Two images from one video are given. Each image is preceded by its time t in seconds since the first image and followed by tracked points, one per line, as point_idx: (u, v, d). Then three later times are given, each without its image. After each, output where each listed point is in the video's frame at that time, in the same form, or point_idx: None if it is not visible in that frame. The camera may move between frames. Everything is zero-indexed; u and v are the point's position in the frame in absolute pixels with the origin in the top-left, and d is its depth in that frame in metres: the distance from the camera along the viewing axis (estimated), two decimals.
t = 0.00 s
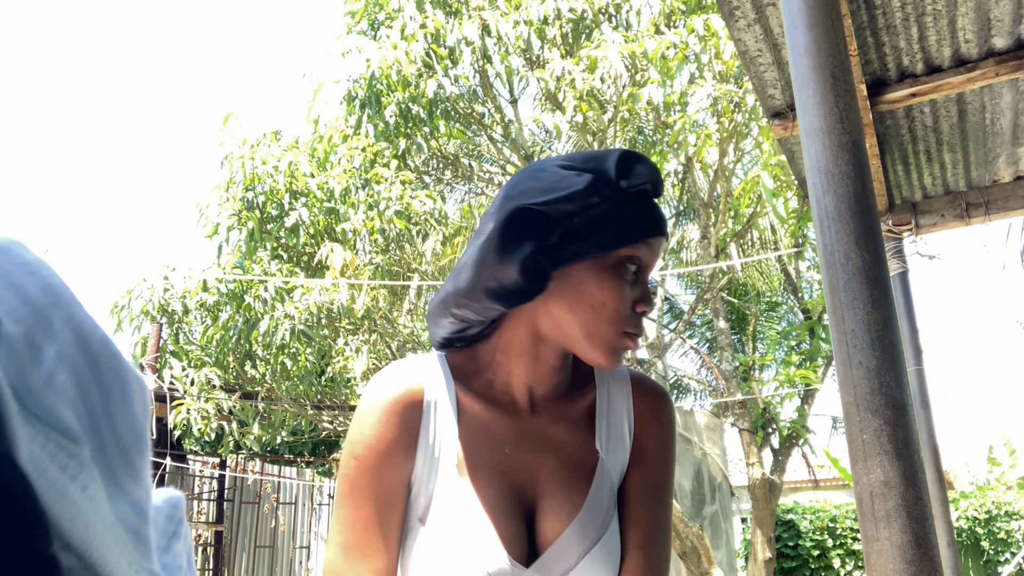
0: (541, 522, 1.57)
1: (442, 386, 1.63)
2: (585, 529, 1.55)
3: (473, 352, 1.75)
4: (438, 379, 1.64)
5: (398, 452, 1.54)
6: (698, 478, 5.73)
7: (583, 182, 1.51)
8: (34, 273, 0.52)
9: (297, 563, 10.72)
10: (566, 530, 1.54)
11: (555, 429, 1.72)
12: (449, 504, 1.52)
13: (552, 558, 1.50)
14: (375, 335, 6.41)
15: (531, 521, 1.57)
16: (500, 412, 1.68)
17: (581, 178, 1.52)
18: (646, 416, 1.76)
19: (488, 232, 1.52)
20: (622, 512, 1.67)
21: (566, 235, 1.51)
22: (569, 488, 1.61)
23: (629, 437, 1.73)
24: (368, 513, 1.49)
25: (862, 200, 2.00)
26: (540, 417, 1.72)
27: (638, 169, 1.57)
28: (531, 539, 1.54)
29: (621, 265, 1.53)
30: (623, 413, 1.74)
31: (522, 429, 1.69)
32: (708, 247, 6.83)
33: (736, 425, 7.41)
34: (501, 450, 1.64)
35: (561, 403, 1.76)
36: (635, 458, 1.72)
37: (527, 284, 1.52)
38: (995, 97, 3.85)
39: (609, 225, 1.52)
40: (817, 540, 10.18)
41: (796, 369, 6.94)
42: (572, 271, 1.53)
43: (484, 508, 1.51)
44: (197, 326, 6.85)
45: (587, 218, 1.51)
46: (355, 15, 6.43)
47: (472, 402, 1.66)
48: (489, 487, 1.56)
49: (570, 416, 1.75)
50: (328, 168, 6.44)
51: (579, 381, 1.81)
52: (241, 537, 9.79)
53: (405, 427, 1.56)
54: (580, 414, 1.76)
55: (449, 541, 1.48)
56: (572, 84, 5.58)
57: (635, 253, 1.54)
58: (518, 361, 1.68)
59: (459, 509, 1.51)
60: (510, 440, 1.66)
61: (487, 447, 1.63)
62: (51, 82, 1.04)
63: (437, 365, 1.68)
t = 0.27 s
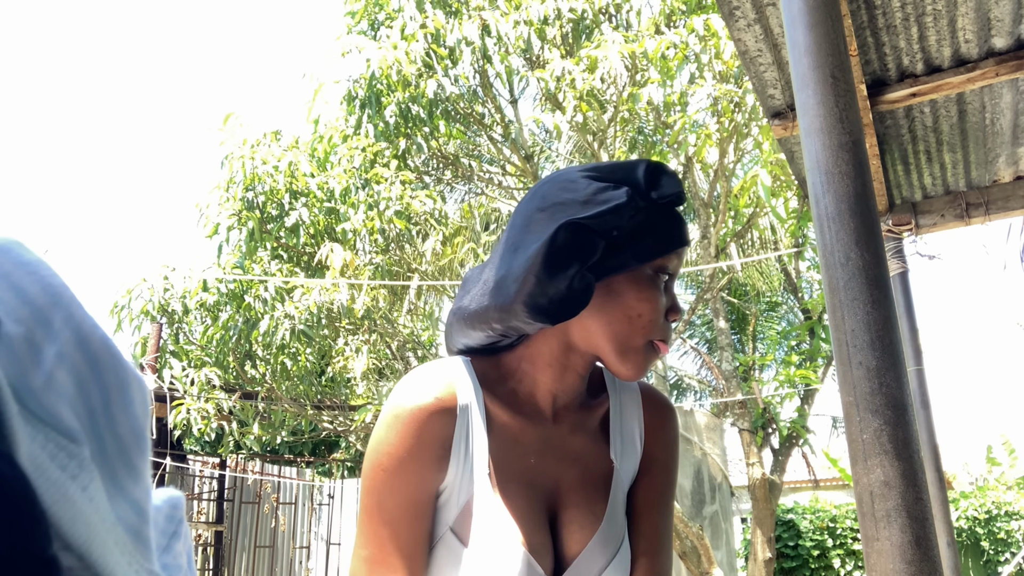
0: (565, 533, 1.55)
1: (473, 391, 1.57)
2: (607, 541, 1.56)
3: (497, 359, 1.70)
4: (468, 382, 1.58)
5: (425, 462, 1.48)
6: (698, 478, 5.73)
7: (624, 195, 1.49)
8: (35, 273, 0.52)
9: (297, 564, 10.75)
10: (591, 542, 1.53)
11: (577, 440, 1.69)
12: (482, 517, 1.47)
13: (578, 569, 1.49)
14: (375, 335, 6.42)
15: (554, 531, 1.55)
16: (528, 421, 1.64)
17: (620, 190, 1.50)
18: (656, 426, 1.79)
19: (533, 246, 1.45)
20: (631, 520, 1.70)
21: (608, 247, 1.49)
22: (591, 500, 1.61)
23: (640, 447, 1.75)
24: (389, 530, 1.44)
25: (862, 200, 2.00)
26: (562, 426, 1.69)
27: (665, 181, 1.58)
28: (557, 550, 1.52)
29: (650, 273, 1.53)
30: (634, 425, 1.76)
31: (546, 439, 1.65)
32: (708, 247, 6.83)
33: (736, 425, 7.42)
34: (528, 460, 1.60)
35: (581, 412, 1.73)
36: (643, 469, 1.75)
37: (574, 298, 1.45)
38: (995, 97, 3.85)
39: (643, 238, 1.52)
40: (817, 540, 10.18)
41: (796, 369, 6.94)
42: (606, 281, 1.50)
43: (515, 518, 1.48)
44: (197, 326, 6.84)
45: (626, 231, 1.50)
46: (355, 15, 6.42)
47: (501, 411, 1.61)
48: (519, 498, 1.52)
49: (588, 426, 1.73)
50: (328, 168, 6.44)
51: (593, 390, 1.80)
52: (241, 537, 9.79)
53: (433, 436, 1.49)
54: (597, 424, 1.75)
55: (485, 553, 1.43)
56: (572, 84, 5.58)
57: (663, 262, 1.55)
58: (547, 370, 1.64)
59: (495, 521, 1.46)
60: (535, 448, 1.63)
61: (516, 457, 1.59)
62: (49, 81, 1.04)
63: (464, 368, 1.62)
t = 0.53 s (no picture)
0: (553, 533, 1.55)
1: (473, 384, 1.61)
2: (597, 545, 1.54)
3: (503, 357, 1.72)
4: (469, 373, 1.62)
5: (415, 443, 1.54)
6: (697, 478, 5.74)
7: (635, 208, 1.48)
8: (35, 273, 0.52)
9: (297, 564, 10.75)
10: (579, 544, 1.53)
11: (574, 443, 1.70)
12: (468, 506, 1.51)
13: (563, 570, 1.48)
14: (375, 334, 6.43)
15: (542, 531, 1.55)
16: (525, 421, 1.67)
17: (633, 203, 1.50)
18: (663, 435, 1.77)
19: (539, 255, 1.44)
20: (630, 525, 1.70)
21: (617, 259, 1.49)
22: (584, 504, 1.60)
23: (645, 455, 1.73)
24: (377, 503, 1.51)
25: (862, 200, 2.00)
26: (560, 429, 1.71)
27: (682, 194, 1.57)
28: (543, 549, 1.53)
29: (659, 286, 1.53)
30: (640, 432, 1.74)
31: (542, 440, 1.67)
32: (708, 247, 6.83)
33: (736, 425, 7.43)
34: (521, 459, 1.62)
35: (582, 418, 1.75)
36: (647, 478, 1.74)
37: (577, 307, 1.43)
38: (995, 97, 3.85)
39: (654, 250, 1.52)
40: (817, 540, 10.18)
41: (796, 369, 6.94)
42: (616, 292, 1.50)
43: (507, 517, 1.50)
44: (197, 326, 6.84)
45: (636, 243, 1.49)
46: (355, 16, 6.41)
47: (498, 409, 1.65)
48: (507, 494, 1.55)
49: (588, 431, 1.74)
50: (328, 168, 6.45)
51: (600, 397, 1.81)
52: (241, 537, 9.78)
53: (425, 420, 1.55)
54: (598, 430, 1.76)
55: (464, 543, 1.47)
56: (572, 84, 5.58)
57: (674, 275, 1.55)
58: (549, 373, 1.66)
59: (479, 514, 1.49)
60: (530, 449, 1.65)
61: (508, 454, 1.61)
62: (49, 81, 1.04)
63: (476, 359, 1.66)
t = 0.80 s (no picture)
0: (552, 527, 1.55)
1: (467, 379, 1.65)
2: (596, 543, 1.54)
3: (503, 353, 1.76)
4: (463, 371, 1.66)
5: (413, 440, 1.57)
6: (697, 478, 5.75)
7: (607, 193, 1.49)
8: (35, 273, 0.52)
9: (297, 564, 10.76)
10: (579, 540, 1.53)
11: (573, 438, 1.71)
12: (462, 496, 1.53)
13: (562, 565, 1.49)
14: (375, 334, 6.43)
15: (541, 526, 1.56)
16: (522, 413, 1.69)
17: (608, 185, 1.52)
18: (670, 441, 1.77)
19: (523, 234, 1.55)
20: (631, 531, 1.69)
21: (592, 243, 1.50)
22: (584, 501, 1.60)
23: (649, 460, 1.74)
24: (382, 501, 1.54)
25: (863, 200, 2.00)
26: (559, 424, 1.72)
27: (669, 180, 1.56)
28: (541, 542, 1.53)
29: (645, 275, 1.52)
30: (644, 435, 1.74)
31: (539, 433, 1.68)
32: (708, 247, 6.83)
33: (736, 425, 7.44)
34: (520, 451, 1.63)
35: (583, 414, 1.76)
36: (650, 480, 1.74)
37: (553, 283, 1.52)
38: (995, 97, 3.85)
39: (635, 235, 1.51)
40: (817, 540, 10.18)
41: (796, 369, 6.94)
42: (599, 282, 1.51)
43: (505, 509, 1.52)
44: (197, 326, 6.84)
45: (614, 226, 1.50)
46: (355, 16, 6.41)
47: (495, 400, 1.67)
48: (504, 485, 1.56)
49: (589, 428, 1.74)
50: (328, 168, 6.45)
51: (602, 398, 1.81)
52: (241, 537, 9.78)
53: (421, 416, 1.58)
54: (599, 427, 1.76)
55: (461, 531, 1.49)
56: (572, 84, 5.59)
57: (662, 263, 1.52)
58: (543, 365, 1.67)
59: (474, 505, 1.52)
60: (528, 443, 1.66)
61: (506, 445, 1.63)
62: (49, 80, 1.04)
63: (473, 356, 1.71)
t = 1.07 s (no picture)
0: (540, 525, 1.55)
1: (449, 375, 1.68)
2: (586, 543, 1.53)
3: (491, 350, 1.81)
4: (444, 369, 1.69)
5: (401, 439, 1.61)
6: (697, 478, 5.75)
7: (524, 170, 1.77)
8: (36, 273, 0.52)
9: (297, 564, 10.77)
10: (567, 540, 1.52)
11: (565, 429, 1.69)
12: (445, 492, 1.54)
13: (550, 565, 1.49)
14: (375, 335, 6.44)
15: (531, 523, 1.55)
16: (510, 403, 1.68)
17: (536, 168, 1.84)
18: (671, 440, 1.76)
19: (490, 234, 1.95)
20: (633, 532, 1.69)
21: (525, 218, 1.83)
22: (574, 498, 1.59)
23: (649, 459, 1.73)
24: (378, 501, 1.58)
25: (863, 200, 2.00)
26: (549, 413, 1.70)
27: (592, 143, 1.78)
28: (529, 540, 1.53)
29: (568, 228, 1.65)
30: (644, 433, 1.74)
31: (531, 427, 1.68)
32: (708, 247, 6.83)
33: (736, 425, 7.45)
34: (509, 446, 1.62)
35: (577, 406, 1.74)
36: (652, 479, 1.73)
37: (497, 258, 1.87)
38: (995, 97, 3.85)
39: (554, 200, 1.70)
40: (817, 540, 10.19)
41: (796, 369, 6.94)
42: (531, 253, 1.68)
43: (488, 505, 1.52)
44: (197, 326, 6.84)
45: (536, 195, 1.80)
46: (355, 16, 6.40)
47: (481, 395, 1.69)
48: (487, 481, 1.56)
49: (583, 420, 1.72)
50: (328, 168, 6.45)
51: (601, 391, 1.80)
52: (241, 537, 9.78)
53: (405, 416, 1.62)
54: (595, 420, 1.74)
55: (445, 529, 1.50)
56: (572, 84, 5.60)
57: (580, 213, 1.66)
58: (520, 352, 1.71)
59: (456, 501, 1.52)
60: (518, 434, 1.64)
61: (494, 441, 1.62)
62: (49, 81, 1.04)
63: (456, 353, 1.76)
